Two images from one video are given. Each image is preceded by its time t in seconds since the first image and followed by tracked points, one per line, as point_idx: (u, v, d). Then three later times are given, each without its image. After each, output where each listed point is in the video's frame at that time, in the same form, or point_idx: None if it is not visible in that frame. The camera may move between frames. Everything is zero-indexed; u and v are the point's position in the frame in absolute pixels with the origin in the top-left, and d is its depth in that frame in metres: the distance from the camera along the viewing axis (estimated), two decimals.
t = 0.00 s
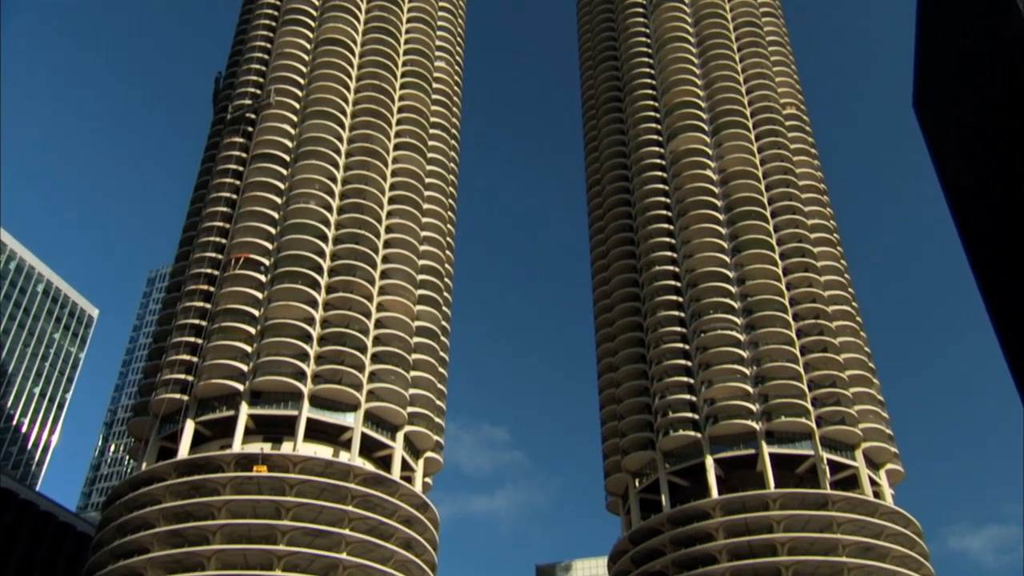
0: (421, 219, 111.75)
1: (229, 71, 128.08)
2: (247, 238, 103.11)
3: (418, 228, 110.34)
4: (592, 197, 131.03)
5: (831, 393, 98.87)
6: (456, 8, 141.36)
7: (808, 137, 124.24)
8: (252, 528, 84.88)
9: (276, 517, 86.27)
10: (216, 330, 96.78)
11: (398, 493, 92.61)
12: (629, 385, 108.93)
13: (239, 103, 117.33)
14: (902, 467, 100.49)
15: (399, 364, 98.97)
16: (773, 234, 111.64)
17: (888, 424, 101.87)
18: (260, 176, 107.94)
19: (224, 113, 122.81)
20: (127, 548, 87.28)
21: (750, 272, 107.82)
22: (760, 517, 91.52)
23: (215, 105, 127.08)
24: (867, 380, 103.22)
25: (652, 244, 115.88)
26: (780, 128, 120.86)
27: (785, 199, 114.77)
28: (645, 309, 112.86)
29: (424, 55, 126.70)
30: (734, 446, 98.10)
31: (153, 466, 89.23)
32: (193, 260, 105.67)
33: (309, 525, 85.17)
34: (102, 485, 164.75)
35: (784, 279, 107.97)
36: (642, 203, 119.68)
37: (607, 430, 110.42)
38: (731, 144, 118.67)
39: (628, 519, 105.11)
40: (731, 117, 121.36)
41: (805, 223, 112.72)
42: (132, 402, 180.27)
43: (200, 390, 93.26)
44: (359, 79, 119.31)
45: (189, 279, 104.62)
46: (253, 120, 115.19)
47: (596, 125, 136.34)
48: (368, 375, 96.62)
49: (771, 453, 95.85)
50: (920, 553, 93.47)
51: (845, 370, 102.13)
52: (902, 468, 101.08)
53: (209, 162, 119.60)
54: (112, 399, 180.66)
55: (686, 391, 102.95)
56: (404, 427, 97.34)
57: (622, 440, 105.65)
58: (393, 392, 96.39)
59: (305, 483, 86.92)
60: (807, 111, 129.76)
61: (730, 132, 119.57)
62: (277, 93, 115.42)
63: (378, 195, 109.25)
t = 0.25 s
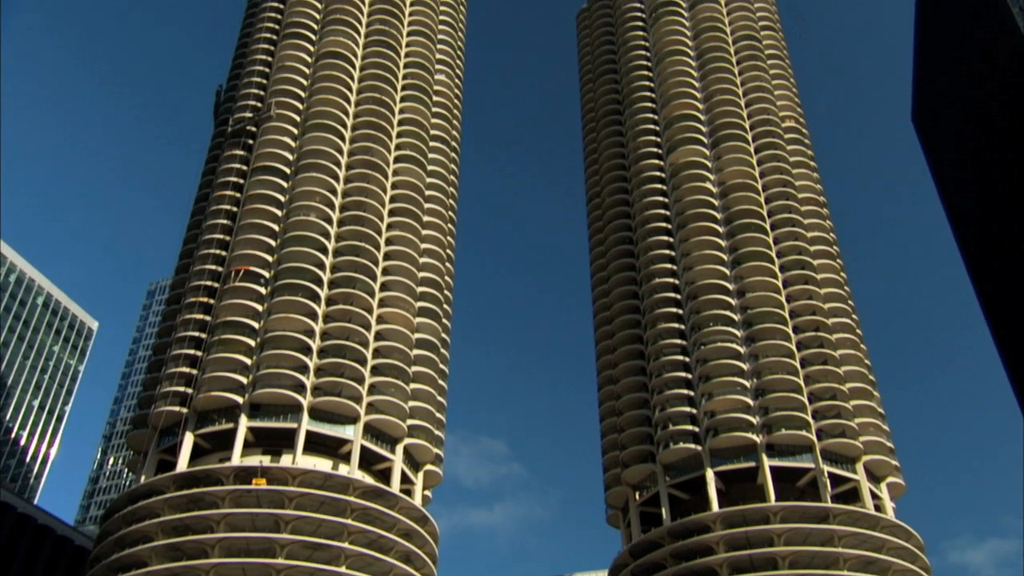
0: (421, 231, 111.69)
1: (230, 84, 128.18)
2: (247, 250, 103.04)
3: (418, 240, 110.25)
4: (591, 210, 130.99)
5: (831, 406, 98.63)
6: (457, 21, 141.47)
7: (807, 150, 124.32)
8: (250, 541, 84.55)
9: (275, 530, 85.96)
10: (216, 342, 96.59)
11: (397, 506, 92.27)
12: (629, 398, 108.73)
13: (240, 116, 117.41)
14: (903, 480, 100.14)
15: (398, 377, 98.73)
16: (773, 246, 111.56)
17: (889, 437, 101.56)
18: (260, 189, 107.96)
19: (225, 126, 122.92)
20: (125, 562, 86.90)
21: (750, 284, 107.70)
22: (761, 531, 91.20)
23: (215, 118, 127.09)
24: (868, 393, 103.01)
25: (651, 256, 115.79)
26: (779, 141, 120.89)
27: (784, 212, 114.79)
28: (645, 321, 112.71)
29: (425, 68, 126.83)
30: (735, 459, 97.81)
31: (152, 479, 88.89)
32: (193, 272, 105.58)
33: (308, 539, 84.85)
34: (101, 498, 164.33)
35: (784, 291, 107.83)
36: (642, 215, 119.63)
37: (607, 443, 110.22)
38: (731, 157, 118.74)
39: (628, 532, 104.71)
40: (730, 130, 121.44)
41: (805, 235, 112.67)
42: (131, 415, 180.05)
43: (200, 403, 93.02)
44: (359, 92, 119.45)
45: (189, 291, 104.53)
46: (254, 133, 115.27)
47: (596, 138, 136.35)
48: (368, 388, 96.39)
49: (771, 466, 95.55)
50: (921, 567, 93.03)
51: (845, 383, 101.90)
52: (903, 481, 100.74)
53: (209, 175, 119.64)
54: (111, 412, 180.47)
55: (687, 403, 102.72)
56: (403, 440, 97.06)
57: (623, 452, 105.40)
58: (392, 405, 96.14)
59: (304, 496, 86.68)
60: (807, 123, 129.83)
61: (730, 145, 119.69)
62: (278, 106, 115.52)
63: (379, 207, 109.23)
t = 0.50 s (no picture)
0: (421, 243, 111.47)
1: (230, 97, 128.15)
2: (247, 263, 102.84)
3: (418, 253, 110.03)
4: (591, 222, 130.82)
5: (832, 419, 98.29)
6: (457, 34, 141.38)
7: (807, 162, 124.23)
8: (249, 555, 84.16)
9: (274, 544, 85.59)
10: (215, 355, 96.31)
11: (397, 519, 91.87)
12: (630, 410, 108.45)
13: (240, 129, 117.23)
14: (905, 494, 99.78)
15: (398, 390, 98.40)
16: (772, 258, 111.34)
17: (890, 450, 101.22)
18: (261, 201, 107.82)
19: (225, 139, 122.85)
20: None
21: (750, 296, 107.46)
22: (762, 544, 90.87)
23: (217, 131, 126.87)
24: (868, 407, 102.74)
25: (652, 267, 115.54)
26: (778, 153, 120.83)
27: (784, 223, 114.64)
28: (645, 333, 112.43)
29: (425, 81, 126.76)
30: (736, 472, 97.45)
31: (151, 493, 88.47)
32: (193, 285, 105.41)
33: (307, 553, 84.57)
34: (99, 511, 163.83)
35: (784, 303, 107.57)
36: (642, 226, 119.44)
37: (607, 456, 109.98)
38: (730, 169, 118.66)
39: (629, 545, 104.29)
40: (730, 142, 121.38)
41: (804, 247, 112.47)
42: (130, 428, 179.70)
43: (199, 416, 92.69)
44: (360, 105, 119.42)
45: (189, 304, 104.35)
46: (254, 146, 115.02)
47: (596, 150, 136.13)
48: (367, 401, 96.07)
49: (772, 479, 95.18)
50: None
51: (846, 396, 101.62)
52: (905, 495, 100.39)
53: (209, 187, 119.50)
54: (110, 424, 180.16)
55: (687, 416, 102.42)
56: (403, 453, 96.72)
57: (623, 465, 105.10)
58: (392, 418, 95.81)
59: (303, 509, 86.39)
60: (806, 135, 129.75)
61: (730, 156, 119.63)
62: (278, 119, 115.38)
63: (379, 219, 109.04)
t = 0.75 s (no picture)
0: (421, 255, 111.44)
1: (231, 109, 128.37)
2: (248, 274, 102.80)
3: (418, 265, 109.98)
4: (591, 234, 130.89)
5: (832, 432, 98.05)
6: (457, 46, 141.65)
7: (806, 174, 124.36)
8: (248, 568, 83.82)
9: (273, 557, 85.28)
10: (215, 367, 96.10)
11: (396, 532, 91.53)
12: (630, 422, 108.25)
13: (240, 142, 117.36)
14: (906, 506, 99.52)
15: (398, 402, 98.14)
16: (772, 270, 111.32)
17: (891, 463, 100.95)
18: (261, 213, 107.87)
19: (226, 151, 123.00)
20: None
21: (750, 308, 107.40)
22: (763, 557, 90.59)
23: (217, 144, 126.92)
24: (869, 419, 102.57)
25: (651, 279, 115.52)
26: (778, 166, 121.06)
27: (784, 235, 114.77)
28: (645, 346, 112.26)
29: (425, 93, 126.95)
30: (736, 484, 97.15)
31: (149, 506, 88.14)
32: (193, 297, 105.31)
33: (307, 566, 84.39)
34: (97, 524, 163.35)
35: (784, 315, 107.51)
36: (642, 238, 119.48)
37: (607, 468, 109.76)
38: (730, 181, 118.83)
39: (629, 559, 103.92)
40: (729, 154, 121.56)
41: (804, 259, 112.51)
42: (129, 440, 179.41)
43: (199, 428, 92.42)
44: (360, 117, 119.61)
45: (188, 316, 104.14)
46: (255, 158, 115.20)
47: (596, 163, 136.28)
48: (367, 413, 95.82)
49: (772, 491, 94.85)
50: None
51: (846, 409, 101.43)
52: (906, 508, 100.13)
53: (210, 199, 119.58)
54: (109, 436, 179.91)
55: (687, 428, 102.20)
56: (402, 466, 96.42)
57: (623, 478, 104.87)
58: (392, 430, 95.54)
59: (302, 522, 86.13)
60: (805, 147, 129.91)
61: (729, 169, 119.82)
62: (279, 131, 115.52)
63: (379, 231, 109.07)
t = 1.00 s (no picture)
0: (422, 267, 111.36)
1: (232, 121, 128.53)
2: (248, 286, 102.69)
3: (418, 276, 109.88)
4: (591, 245, 130.93)
5: (833, 444, 97.83)
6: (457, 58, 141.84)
7: (806, 186, 124.44)
8: None
9: (273, 569, 85.07)
10: (215, 379, 95.85)
11: (396, 544, 91.18)
12: (630, 434, 108.05)
13: (240, 154, 117.47)
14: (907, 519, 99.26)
15: (398, 414, 97.90)
16: (772, 281, 111.23)
17: (892, 474, 100.75)
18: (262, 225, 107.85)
19: (226, 162, 123.05)
20: None
21: (750, 320, 107.28)
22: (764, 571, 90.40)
23: (218, 155, 126.99)
24: (870, 431, 102.44)
25: (651, 290, 115.44)
26: (777, 178, 121.18)
27: (784, 246, 114.80)
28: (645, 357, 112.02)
29: (426, 105, 127.08)
30: (737, 496, 96.84)
31: (148, 518, 87.81)
32: (193, 308, 105.18)
33: None
34: (96, 537, 162.79)
35: (784, 326, 107.39)
36: (642, 249, 119.45)
37: (607, 480, 109.52)
38: (730, 193, 118.93)
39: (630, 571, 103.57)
40: (729, 166, 121.65)
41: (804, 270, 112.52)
42: (128, 452, 179.01)
43: (198, 440, 92.14)
44: (361, 129, 119.73)
45: (188, 327, 103.97)
46: (255, 170, 115.28)
47: (596, 174, 136.37)
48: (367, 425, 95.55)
49: (772, 503, 94.50)
50: None
51: (847, 421, 101.24)
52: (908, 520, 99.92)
53: (210, 211, 119.59)
54: (108, 448, 179.56)
55: (688, 440, 101.97)
56: (401, 478, 96.16)
57: (624, 490, 104.65)
58: (392, 442, 95.26)
59: (302, 534, 85.80)
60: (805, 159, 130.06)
61: (729, 180, 119.92)
62: (279, 143, 115.60)
63: (379, 243, 109.02)
